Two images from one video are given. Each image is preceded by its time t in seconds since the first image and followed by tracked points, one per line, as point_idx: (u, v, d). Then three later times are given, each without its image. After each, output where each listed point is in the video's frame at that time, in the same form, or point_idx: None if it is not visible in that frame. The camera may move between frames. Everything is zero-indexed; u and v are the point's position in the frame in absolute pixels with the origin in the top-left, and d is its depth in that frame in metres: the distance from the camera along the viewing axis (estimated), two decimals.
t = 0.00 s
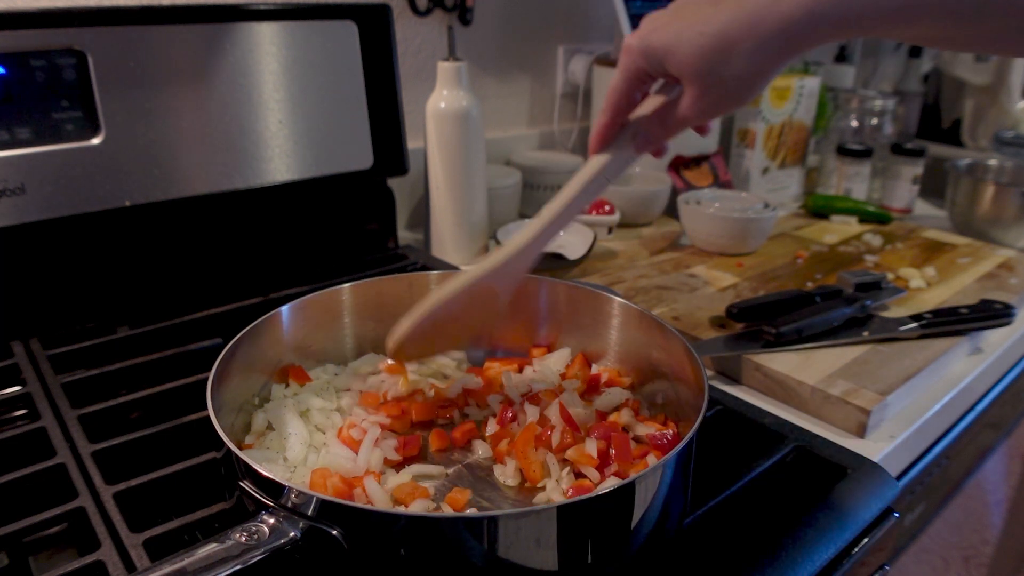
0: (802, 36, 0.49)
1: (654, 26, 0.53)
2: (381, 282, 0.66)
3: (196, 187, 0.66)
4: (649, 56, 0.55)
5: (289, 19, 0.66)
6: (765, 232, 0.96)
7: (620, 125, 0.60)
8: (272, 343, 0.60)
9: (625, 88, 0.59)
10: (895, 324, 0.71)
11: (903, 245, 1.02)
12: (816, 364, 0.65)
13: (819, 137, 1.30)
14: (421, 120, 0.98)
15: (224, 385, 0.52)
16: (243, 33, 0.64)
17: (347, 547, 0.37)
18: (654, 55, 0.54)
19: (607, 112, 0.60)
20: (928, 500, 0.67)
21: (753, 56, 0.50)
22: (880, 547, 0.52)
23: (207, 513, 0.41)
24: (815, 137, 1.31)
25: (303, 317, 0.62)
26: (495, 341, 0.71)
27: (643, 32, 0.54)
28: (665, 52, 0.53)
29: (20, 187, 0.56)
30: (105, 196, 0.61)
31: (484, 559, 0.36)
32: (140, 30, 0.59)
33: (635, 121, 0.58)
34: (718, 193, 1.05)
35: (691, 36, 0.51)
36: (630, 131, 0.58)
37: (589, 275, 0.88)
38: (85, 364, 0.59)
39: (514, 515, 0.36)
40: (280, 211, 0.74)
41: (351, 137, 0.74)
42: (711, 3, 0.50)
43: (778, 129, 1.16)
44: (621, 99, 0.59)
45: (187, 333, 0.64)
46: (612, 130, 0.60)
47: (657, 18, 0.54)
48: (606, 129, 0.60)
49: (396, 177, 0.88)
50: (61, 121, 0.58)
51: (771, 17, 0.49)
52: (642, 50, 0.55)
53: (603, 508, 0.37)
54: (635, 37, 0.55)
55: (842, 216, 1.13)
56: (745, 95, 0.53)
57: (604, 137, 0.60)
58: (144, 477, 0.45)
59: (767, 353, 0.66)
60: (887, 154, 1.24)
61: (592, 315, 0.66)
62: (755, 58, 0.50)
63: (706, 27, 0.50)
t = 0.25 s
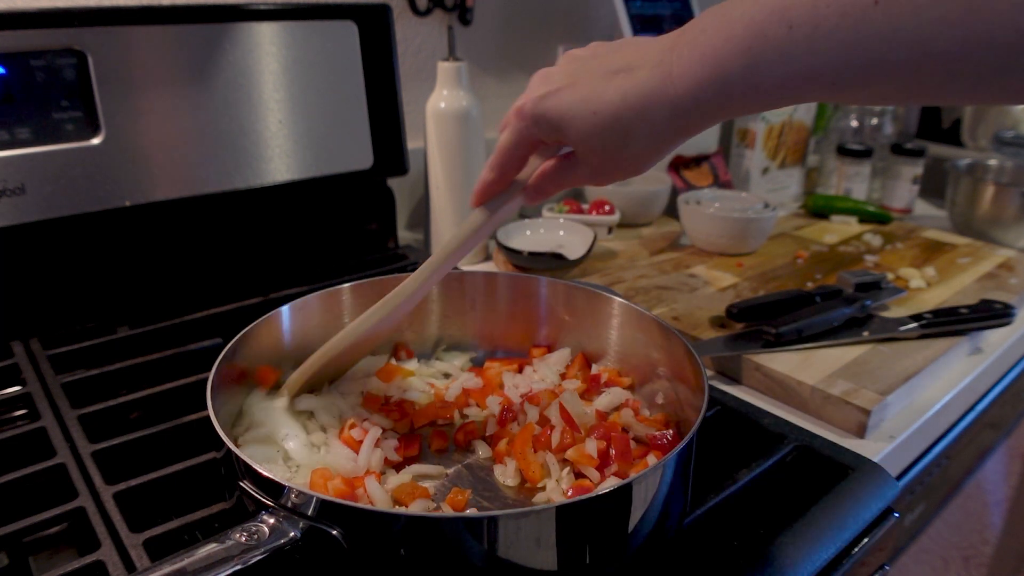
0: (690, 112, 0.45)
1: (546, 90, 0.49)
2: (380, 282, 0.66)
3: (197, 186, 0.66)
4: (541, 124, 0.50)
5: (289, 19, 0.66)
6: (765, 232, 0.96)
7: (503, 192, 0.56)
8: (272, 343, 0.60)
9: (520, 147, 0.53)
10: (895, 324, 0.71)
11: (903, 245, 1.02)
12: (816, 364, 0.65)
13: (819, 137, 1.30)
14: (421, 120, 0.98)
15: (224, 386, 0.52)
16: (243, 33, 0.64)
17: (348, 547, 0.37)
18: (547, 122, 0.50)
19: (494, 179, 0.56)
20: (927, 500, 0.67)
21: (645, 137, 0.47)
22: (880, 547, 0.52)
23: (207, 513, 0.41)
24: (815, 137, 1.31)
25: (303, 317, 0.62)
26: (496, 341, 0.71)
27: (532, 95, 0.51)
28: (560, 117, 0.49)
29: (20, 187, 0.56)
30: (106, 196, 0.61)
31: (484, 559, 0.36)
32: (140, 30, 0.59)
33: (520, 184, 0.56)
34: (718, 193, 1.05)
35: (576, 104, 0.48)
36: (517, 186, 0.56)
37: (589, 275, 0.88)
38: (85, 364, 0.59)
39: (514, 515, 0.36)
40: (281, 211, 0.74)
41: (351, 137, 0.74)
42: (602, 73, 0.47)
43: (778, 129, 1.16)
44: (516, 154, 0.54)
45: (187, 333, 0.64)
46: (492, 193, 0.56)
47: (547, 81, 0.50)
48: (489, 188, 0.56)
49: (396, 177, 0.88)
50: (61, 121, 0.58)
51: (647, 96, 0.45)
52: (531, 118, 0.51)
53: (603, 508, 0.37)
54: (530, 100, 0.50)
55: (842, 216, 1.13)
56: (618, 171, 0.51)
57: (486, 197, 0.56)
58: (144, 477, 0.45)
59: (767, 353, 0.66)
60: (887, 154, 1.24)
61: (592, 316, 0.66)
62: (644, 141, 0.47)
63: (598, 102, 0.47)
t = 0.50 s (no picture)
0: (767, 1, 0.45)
1: None
2: (380, 282, 0.66)
3: (197, 187, 0.66)
4: (613, 13, 0.47)
5: (289, 19, 0.66)
6: (765, 232, 0.96)
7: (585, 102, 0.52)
8: (272, 343, 0.60)
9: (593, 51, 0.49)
10: (895, 324, 0.71)
11: (903, 245, 1.02)
12: (816, 364, 0.65)
13: (819, 137, 1.30)
14: (421, 120, 0.98)
15: (225, 385, 0.52)
16: (243, 33, 0.64)
17: (347, 547, 0.37)
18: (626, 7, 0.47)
19: (574, 90, 0.51)
20: (927, 500, 0.67)
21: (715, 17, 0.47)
22: (880, 547, 0.52)
23: (207, 513, 0.41)
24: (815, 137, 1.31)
25: (303, 317, 0.62)
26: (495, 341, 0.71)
27: None
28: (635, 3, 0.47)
29: (20, 187, 0.57)
30: (105, 196, 0.61)
31: (484, 559, 0.36)
32: (141, 29, 0.59)
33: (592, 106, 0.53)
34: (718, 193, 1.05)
35: None
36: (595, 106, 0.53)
37: (589, 275, 0.88)
38: (85, 364, 0.59)
39: (514, 515, 0.36)
40: (281, 211, 0.74)
41: (351, 136, 0.74)
42: None
43: (778, 129, 1.16)
44: (590, 59, 0.49)
45: (187, 333, 0.64)
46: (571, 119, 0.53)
47: None
48: (573, 100, 0.52)
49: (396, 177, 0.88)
50: (61, 121, 0.58)
51: None
52: (606, 8, 0.47)
53: (603, 508, 0.37)
54: None
55: (842, 216, 1.13)
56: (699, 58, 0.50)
57: (570, 113, 0.52)
58: (144, 477, 0.45)
59: (767, 353, 0.66)
60: (887, 154, 1.24)
61: (592, 315, 0.66)
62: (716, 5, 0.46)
63: None
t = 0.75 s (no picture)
0: None
1: None
2: (380, 282, 0.66)
3: (196, 187, 0.66)
4: None
5: (289, 19, 0.66)
6: (765, 232, 0.96)
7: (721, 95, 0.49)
8: (273, 343, 0.60)
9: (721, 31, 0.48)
10: (896, 324, 0.71)
11: (903, 245, 1.02)
12: (815, 364, 0.65)
13: (819, 137, 1.30)
14: (421, 120, 0.98)
15: (225, 386, 0.52)
16: (243, 33, 0.64)
17: (347, 547, 0.37)
18: None
19: (708, 80, 0.49)
20: (927, 500, 0.67)
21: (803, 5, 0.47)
22: (880, 547, 0.52)
23: (207, 513, 0.41)
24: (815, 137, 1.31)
25: (303, 318, 0.62)
26: (495, 342, 0.71)
27: None
28: None
29: (20, 187, 0.57)
30: (105, 197, 0.61)
31: (484, 559, 0.36)
32: (140, 30, 0.59)
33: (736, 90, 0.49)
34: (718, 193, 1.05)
35: None
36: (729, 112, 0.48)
37: (589, 275, 0.88)
38: (85, 364, 0.59)
39: (514, 515, 0.36)
40: (280, 212, 0.74)
41: (351, 136, 0.74)
42: None
43: (778, 129, 1.16)
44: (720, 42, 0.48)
45: (187, 333, 0.64)
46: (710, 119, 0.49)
47: None
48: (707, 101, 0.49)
49: (396, 177, 0.88)
50: (61, 121, 0.58)
51: None
52: None
53: (603, 508, 0.37)
54: None
55: (842, 216, 1.13)
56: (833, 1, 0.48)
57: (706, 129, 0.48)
58: (144, 477, 0.45)
59: (767, 353, 0.66)
60: (887, 155, 1.24)
61: (592, 315, 0.66)
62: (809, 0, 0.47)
63: None
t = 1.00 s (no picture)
0: (825, 57, 0.46)
1: (659, 43, 0.51)
2: (380, 282, 0.66)
3: (196, 187, 0.66)
4: (660, 69, 0.52)
5: (289, 19, 0.66)
6: (765, 232, 0.96)
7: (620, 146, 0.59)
8: (273, 343, 0.60)
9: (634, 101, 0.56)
10: (895, 324, 0.71)
11: (903, 245, 1.02)
12: (815, 364, 0.65)
13: (819, 137, 1.30)
14: (421, 120, 0.98)
15: (225, 385, 0.52)
16: (242, 33, 0.64)
17: (347, 547, 0.37)
18: (670, 69, 0.51)
19: (610, 133, 0.59)
20: (927, 500, 0.67)
21: (769, 79, 0.48)
22: (880, 547, 0.52)
23: (207, 513, 0.41)
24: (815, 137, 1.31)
25: (302, 318, 0.62)
26: (495, 342, 0.71)
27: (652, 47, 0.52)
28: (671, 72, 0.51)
29: (20, 187, 0.57)
30: (105, 197, 0.61)
31: (484, 559, 0.36)
32: (140, 30, 0.59)
33: (637, 142, 0.58)
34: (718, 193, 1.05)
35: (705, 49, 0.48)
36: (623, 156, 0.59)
37: (589, 275, 0.88)
38: (85, 364, 0.59)
39: (514, 515, 0.36)
40: (280, 211, 0.74)
41: (351, 136, 0.74)
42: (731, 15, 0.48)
43: (778, 129, 1.16)
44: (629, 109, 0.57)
45: (187, 333, 0.64)
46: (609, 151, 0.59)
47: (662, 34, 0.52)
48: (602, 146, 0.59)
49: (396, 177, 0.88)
50: (61, 121, 0.58)
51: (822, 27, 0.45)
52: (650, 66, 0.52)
53: (603, 508, 0.37)
54: (645, 54, 0.52)
55: (843, 216, 1.13)
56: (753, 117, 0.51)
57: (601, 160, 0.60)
58: (144, 477, 0.45)
59: (767, 353, 0.66)
60: (887, 155, 1.24)
61: (592, 315, 0.66)
62: (766, 79, 0.48)
63: (722, 44, 0.47)
